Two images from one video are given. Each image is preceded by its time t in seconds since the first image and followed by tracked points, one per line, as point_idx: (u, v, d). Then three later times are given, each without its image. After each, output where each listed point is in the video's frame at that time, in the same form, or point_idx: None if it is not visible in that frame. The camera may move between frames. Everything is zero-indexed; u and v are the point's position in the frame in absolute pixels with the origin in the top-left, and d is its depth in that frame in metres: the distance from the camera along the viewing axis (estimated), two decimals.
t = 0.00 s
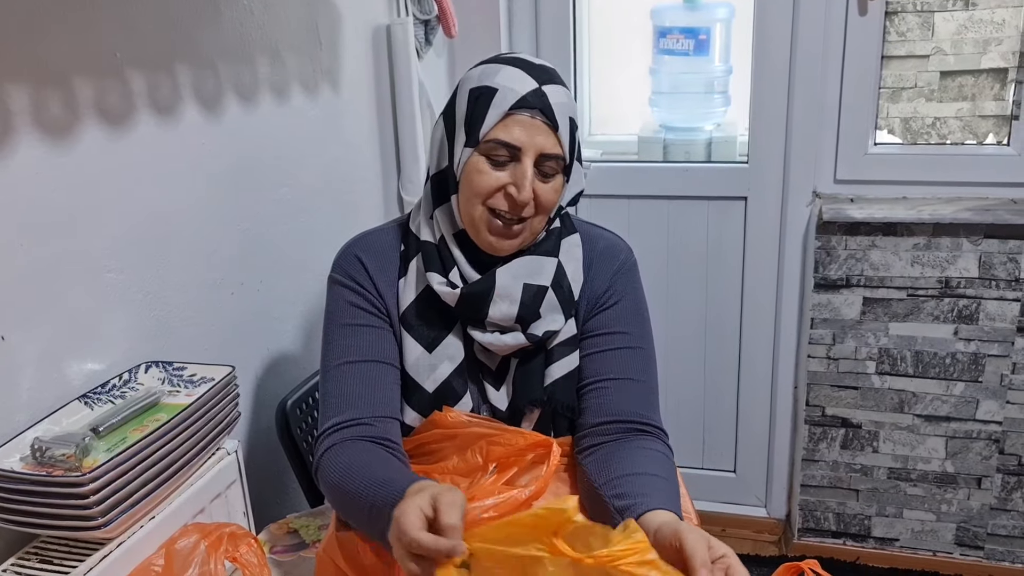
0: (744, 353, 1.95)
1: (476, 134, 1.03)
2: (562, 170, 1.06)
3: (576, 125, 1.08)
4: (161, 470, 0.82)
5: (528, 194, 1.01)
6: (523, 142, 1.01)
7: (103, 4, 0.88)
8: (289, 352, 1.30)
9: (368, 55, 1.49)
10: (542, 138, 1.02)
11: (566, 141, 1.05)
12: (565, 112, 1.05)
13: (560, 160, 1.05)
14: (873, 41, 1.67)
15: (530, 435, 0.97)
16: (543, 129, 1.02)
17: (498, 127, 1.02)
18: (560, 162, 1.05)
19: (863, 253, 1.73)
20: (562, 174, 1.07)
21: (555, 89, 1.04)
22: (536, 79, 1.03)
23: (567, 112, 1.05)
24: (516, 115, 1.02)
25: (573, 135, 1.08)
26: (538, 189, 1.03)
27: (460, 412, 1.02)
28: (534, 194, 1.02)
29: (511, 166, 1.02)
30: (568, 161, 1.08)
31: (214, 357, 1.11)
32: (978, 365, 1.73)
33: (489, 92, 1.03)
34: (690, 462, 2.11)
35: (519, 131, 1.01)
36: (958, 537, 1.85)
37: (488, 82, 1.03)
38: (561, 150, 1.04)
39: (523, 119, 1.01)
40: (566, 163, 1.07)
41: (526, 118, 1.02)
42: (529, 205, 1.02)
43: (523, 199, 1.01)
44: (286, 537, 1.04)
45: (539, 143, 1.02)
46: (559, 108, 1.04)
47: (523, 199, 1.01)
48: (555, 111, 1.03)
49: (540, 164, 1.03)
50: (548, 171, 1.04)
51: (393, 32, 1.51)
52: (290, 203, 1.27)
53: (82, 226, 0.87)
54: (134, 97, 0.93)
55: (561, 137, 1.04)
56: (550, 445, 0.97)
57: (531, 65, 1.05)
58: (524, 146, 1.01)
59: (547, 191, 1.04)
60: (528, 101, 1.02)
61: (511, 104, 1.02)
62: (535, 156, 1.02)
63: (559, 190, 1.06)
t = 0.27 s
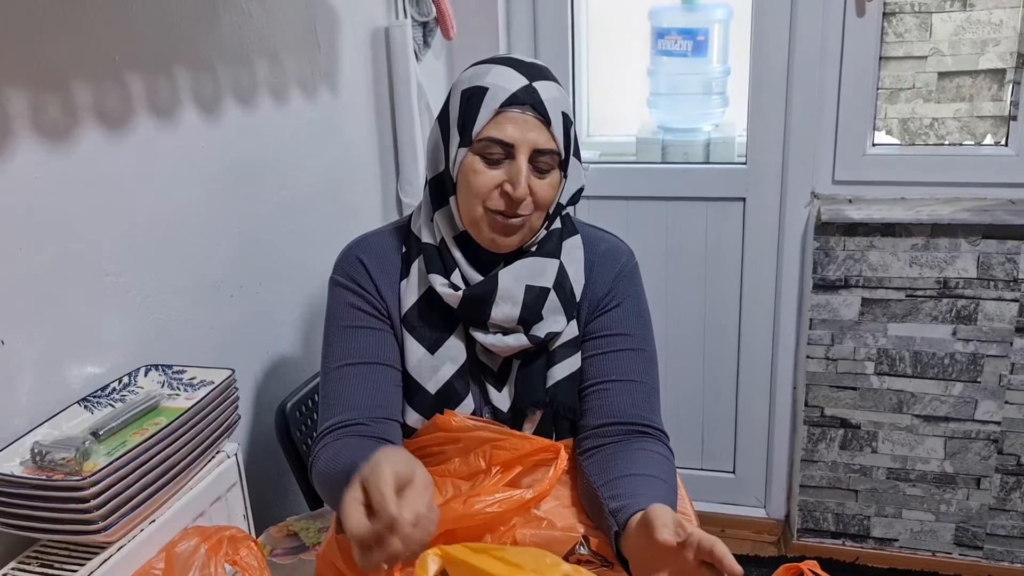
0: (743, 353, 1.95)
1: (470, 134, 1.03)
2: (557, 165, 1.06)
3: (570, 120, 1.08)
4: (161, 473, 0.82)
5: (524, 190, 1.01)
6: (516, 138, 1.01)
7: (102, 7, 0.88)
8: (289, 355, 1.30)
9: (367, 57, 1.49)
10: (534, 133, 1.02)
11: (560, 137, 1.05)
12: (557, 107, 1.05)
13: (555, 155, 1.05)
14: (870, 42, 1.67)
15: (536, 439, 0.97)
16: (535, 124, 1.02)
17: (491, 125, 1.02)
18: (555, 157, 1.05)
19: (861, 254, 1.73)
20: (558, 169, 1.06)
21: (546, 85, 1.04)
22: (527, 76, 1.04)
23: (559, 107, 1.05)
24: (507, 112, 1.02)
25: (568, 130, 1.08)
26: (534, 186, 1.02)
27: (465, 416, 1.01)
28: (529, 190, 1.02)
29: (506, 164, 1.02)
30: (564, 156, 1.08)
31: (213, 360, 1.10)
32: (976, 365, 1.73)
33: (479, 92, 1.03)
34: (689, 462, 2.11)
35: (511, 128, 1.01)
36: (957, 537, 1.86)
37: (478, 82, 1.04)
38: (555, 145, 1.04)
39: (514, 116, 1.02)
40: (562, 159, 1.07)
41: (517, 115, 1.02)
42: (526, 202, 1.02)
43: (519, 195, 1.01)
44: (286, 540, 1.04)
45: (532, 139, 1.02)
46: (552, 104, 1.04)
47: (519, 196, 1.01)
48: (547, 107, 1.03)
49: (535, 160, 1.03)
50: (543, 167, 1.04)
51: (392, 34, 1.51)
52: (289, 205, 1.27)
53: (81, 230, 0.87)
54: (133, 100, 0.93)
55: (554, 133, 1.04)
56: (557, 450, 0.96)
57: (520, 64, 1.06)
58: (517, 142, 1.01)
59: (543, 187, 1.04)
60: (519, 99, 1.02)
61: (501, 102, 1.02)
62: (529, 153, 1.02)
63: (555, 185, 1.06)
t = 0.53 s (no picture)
0: (743, 353, 1.95)
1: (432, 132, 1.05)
2: (525, 142, 1.05)
3: (535, 100, 1.07)
4: (161, 471, 0.81)
5: (490, 173, 1.01)
6: (474, 124, 1.02)
7: (101, 5, 0.88)
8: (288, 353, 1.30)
9: (366, 56, 1.49)
10: (491, 114, 1.02)
11: (523, 117, 1.04)
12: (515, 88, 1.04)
13: (519, 133, 1.04)
14: (871, 42, 1.67)
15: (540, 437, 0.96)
16: (493, 106, 1.02)
17: (448, 118, 1.03)
18: (519, 134, 1.04)
19: (862, 253, 1.73)
20: (526, 147, 1.06)
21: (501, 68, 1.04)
22: (478, 64, 1.04)
23: (518, 86, 1.04)
24: (462, 100, 1.02)
25: (535, 111, 1.07)
26: (502, 169, 1.02)
27: (466, 415, 1.02)
28: (498, 172, 1.02)
29: (471, 152, 1.03)
30: (532, 134, 1.07)
31: (213, 358, 1.10)
32: (976, 364, 1.73)
33: (435, 92, 1.05)
34: (689, 462, 2.11)
35: (468, 116, 1.02)
36: (956, 536, 1.86)
37: (434, 80, 1.05)
38: (517, 123, 1.04)
39: (468, 102, 1.02)
40: (530, 135, 1.06)
41: (471, 100, 1.02)
42: (496, 186, 1.02)
43: (486, 180, 1.01)
44: (285, 539, 1.03)
45: (489, 123, 1.02)
46: (507, 85, 1.03)
47: (486, 180, 1.01)
48: (501, 88, 1.02)
49: (499, 142, 1.03)
50: (510, 146, 1.04)
51: (392, 33, 1.51)
52: (288, 204, 1.27)
53: (80, 228, 0.86)
54: (133, 99, 0.93)
55: (515, 111, 1.03)
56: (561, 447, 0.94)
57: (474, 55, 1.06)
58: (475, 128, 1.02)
59: (512, 167, 1.03)
60: (471, 85, 1.02)
61: (454, 93, 1.03)
62: (490, 136, 1.02)
63: (527, 163, 1.06)
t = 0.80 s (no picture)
0: (742, 352, 1.95)
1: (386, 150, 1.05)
2: (474, 137, 1.04)
3: (478, 95, 1.04)
4: (157, 471, 0.81)
5: (437, 175, 0.99)
6: (414, 133, 1.01)
7: (97, 5, 0.88)
8: (285, 352, 1.29)
9: (363, 55, 1.49)
10: (428, 118, 1.01)
11: (462, 113, 1.02)
12: (451, 86, 1.03)
13: (464, 129, 1.02)
14: (870, 41, 1.67)
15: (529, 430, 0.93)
16: (429, 110, 1.01)
17: (392, 133, 1.03)
18: (464, 130, 1.03)
19: (860, 252, 1.73)
20: (476, 142, 1.04)
21: (434, 71, 1.03)
22: (415, 72, 1.04)
23: (453, 85, 1.02)
24: (401, 112, 1.02)
25: (479, 106, 1.04)
26: (451, 169, 1.01)
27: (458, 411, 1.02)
28: (446, 172, 1.00)
29: (421, 161, 1.02)
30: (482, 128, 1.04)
31: (209, 357, 1.10)
32: (975, 363, 1.73)
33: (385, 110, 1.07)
34: (688, 461, 2.11)
35: (408, 126, 1.02)
36: (955, 535, 1.85)
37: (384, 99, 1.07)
38: (458, 120, 1.02)
39: (406, 113, 1.02)
40: (477, 128, 1.04)
41: (407, 110, 1.02)
42: (448, 187, 1.00)
43: (435, 183, 0.99)
44: (282, 538, 1.03)
45: (429, 127, 1.01)
46: (441, 87, 1.02)
47: (435, 184, 0.99)
48: (434, 92, 1.01)
49: (446, 142, 1.02)
50: (458, 144, 1.02)
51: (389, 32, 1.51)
52: (285, 203, 1.27)
53: (76, 227, 0.86)
54: (128, 98, 0.93)
55: (453, 109, 1.01)
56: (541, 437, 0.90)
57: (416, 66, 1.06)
58: (418, 136, 1.01)
59: (462, 165, 1.02)
60: (405, 96, 1.02)
61: (392, 109, 1.04)
62: (433, 139, 1.01)
63: (480, 158, 1.04)
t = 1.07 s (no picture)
0: (740, 350, 1.95)
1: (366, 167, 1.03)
2: (453, 153, 1.01)
3: (457, 108, 1.02)
4: (151, 471, 0.81)
5: (414, 194, 0.97)
6: (391, 151, 0.99)
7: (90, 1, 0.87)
8: (280, 352, 1.29)
9: (360, 53, 1.48)
10: (404, 136, 0.99)
11: (439, 130, 0.99)
12: (428, 102, 1.00)
13: (442, 145, 1.00)
14: (868, 38, 1.66)
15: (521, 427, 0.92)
16: (406, 127, 0.99)
17: (371, 151, 1.02)
18: (442, 146, 1.00)
19: (858, 250, 1.73)
20: (456, 157, 1.01)
21: (411, 87, 1.00)
22: (390, 89, 1.01)
23: (429, 100, 1.00)
24: (378, 130, 1.00)
25: (459, 120, 1.02)
26: (429, 187, 0.99)
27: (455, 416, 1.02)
28: (424, 190, 0.98)
29: (399, 179, 1.00)
30: (462, 142, 1.02)
31: (204, 357, 1.10)
32: (973, 361, 1.73)
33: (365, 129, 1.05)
34: (685, 460, 2.10)
35: (385, 144, 1.00)
36: (953, 534, 1.85)
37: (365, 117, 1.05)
38: (436, 136, 0.99)
39: (382, 131, 1.00)
40: (457, 144, 1.01)
41: (383, 129, 1.00)
42: (427, 205, 0.98)
43: (412, 202, 0.97)
44: (277, 539, 1.02)
45: (406, 145, 0.99)
46: (417, 104, 0.99)
47: (412, 202, 0.97)
48: (411, 109, 0.99)
49: (424, 159, 0.99)
50: (436, 161, 0.99)
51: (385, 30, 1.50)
52: (280, 201, 1.26)
53: (69, 225, 0.86)
54: (122, 95, 0.92)
55: (430, 126, 0.99)
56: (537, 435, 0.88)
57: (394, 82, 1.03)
58: (395, 154, 0.99)
59: (441, 183, 0.99)
60: (380, 115, 1.00)
61: (369, 128, 1.02)
62: (411, 157, 0.99)
63: (460, 175, 1.01)
